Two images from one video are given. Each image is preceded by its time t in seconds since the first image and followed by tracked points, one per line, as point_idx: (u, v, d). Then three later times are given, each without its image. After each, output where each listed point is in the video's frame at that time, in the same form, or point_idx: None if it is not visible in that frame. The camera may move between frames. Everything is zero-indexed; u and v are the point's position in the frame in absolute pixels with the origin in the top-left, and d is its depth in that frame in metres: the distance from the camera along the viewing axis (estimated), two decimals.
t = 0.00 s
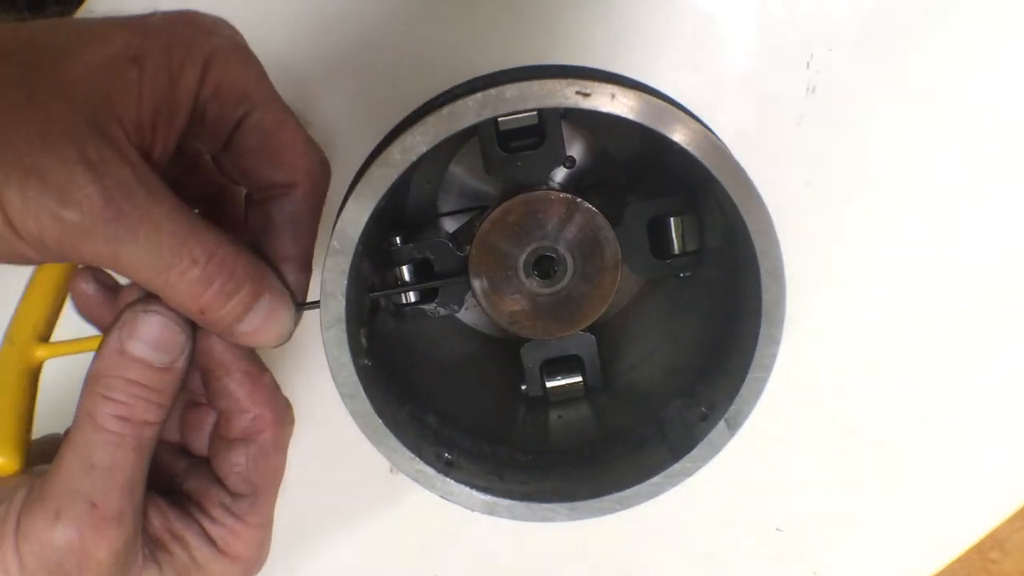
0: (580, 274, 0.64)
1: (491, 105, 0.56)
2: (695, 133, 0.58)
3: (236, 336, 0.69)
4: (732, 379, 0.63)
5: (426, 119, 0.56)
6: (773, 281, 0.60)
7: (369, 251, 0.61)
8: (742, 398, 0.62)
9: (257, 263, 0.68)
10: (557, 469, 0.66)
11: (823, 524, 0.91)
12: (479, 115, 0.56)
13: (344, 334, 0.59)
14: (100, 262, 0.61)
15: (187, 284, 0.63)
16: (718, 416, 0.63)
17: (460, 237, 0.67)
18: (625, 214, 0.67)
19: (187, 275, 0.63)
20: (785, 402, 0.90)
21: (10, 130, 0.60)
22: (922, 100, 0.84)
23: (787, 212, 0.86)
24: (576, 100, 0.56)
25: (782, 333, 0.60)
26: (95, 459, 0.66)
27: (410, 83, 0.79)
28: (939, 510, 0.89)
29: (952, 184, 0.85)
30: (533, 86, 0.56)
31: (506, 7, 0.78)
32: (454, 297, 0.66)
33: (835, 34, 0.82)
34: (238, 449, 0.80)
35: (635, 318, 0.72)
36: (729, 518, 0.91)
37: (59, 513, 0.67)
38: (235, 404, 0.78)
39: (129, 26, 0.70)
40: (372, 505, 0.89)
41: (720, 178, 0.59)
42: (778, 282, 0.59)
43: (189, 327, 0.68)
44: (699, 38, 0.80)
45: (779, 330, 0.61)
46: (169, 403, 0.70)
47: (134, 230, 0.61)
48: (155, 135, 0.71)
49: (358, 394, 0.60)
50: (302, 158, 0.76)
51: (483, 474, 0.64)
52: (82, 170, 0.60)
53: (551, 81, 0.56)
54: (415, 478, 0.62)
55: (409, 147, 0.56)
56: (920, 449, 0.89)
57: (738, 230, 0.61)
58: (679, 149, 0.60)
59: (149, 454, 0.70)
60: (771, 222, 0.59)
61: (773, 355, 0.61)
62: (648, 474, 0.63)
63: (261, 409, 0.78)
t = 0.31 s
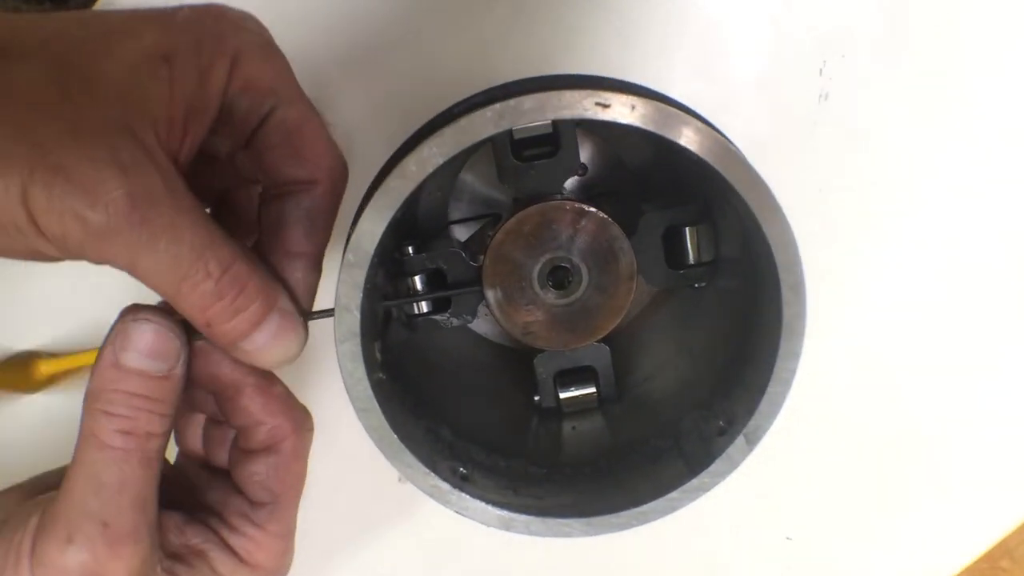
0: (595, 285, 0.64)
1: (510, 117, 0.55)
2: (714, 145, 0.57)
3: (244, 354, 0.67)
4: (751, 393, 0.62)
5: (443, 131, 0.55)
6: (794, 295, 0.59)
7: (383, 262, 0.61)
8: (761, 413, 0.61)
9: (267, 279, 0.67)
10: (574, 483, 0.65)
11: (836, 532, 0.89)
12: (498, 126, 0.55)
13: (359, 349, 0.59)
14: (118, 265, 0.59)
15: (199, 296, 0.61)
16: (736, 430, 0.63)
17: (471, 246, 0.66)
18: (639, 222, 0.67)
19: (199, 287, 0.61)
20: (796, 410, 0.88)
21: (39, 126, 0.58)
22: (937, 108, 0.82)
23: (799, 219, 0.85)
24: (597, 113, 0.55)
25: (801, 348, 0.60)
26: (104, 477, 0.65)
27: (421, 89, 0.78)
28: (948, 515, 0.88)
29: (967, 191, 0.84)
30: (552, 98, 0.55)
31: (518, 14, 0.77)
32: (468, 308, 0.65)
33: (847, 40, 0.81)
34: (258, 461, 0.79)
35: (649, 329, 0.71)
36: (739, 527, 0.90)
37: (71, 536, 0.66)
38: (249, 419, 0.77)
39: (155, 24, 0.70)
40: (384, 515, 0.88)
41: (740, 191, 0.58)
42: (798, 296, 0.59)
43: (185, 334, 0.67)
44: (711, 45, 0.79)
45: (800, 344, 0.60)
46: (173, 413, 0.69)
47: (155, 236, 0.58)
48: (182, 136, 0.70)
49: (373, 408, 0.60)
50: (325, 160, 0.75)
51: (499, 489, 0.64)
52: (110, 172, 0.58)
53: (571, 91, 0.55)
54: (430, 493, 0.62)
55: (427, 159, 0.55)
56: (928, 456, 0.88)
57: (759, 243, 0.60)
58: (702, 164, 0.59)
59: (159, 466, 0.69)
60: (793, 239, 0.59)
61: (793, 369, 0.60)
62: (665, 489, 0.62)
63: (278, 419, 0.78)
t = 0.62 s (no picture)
0: (598, 287, 0.63)
1: (512, 118, 0.54)
2: (721, 146, 0.56)
3: (247, 364, 0.66)
4: (757, 400, 0.61)
5: (444, 132, 0.54)
6: (801, 300, 0.58)
7: (383, 264, 0.60)
8: (767, 419, 0.60)
9: (275, 290, 0.66)
10: (577, 489, 0.64)
11: (838, 530, 0.88)
12: (500, 127, 0.54)
13: (359, 351, 0.58)
14: (127, 275, 0.58)
15: (206, 306, 0.61)
16: (741, 436, 0.62)
17: (471, 246, 0.66)
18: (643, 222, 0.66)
19: (207, 299, 0.61)
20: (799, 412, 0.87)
21: (42, 128, 0.56)
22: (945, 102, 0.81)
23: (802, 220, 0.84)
24: (602, 114, 0.54)
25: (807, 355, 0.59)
26: (103, 467, 0.64)
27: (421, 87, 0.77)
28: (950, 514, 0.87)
29: (972, 187, 0.83)
30: (556, 99, 0.54)
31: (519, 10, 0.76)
32: (468, 308, 0.65)
33: (852, 39, 0.79)
34: (262, 456, 0.78)
35: (653, 333, 0.70)
36: (743, 530, 0.89)
37: (70, 526, 0.65)
38: (249, 412, 0.77)
39: (161, 22, 0.66)
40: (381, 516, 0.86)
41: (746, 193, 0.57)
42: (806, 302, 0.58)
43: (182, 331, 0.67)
44: (714, 44, 0.78)
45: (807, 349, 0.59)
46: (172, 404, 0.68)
47: (165, 246, 0.57)
48: (193, 137, 0.67)
49: (374, 415, 0.59)
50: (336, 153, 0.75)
51: (500, 495, 0.63)
52: (119, 181, 0.56)
53: (575, 90, 0.54)
54: (431, 499, 0.60)
55: (428, 159, 0.54)
56: (930, 454, 0.87)
57: (767, 246, 0.59)
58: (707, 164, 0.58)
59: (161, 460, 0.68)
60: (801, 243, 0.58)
61: (801, 375, 0.59)
62: (670, 496, 0.61)
63: (279, 411, 0.77)
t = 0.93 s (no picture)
0: (608, 282, 0.62)
1: (523, 107, 0.53)
2: (736, 138, 0.55)
3: (236, 325, 0.66)
4: (771, 396, 0.60)
5: (454, 121, 0.53)
6: (816, 295, 0.58)
7: (389, 257, 0.59)
8: (780, 417, 0.59)
9: (250, 247, 0.66)
10: (586, 487, 0.63)
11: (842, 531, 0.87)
12: (510, 116, 0.53)
13: (365, 346, 0.57)
14: (103, 247, 0.62)
15: (188, 269, 0.62)
16: (753, 434, 0.61)
17: (476, 242, 0.65)
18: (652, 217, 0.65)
19: (190, 261, 0.62)
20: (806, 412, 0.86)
21: (34, 108, 0.61)
22: (951, 102, 0.80)
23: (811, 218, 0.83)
24: (614, 103, 0.53)
25: (823, 349, 0.58)
26: (106, 476, 0.65)
27: (426, 81, 0.75)
28: (958, 518, 0.86)
29: (980, 187, 0.82)
30: (568, 86, 0.53)
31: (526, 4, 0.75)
32: (474, 306, 0.64)
33: (861, 37, 0.79)
34: (256, 451, 0.78)
35: (660, 333, 0.70)
36: (748, 530, 0.88)
37: (65, 529, 0.64)
38: (244, 403, 0.78)
39: (167, 27, 0.72)
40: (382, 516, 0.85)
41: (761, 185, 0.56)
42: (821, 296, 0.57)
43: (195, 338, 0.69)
44: (722, 39, 0.77)
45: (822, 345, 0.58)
46: (183, 430, 0.70)
47: (143, 220, 0.60)
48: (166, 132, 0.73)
49: (380, 410, 0.58)
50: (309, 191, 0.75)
51: (507, 494, 0.62)
52: (99, 155, 0.60)
53: (588, 79, 0.53)
54: (436, 497, 0.60)
55: (436, 149, 0.53)
56: (937, 458, 0.86)
57: (780, 238, 0.58)
58: (721, 155, 0.57)
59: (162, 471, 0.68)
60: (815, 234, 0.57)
61: (814, 372, 0.59)
62: (680, 495, 0.60)
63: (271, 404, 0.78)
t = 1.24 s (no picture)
0: (613, 277, 0.61)
1: (529, 96, 0.52)
2: (750, 129, 0.54)
3: (235, 350, 0.65)
4: (782, 394, 0.59)
5: (457, 109, 0.52)
6: (830, 290, 0.56)
7: (390, 250, 0.58)
8: (791, 414, 0.58)
9: (266, 273, 0.65)
10: (591, 487, 0.62)
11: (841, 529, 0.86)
12: (516, 105, 0.52)
13: (365, 341, 0.56)
14: (116, 245, 0.58)
15: (197, 284, 0.60)
16: (764, 431, 0.60)
17: (478, 235, 0.65)
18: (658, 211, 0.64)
19: (199, 276, 0.60)
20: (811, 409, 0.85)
21: (38, 91, 0.56)
22: (959, 99, 0.79)
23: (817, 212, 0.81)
24: (625, 91, 0.52)
25: (836, 347, 0.57)
26: (79, 479, 0.64)
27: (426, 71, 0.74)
28: (958, 519, 0.85)
29: (984, 184, 0.81)
30: (575, 74, 0.51)
31: None
32: (477, 301, 0.63)
33: (869, 29, 0.77)
34: (238, 421, 0.77)
35: (667, 328, 0.69)
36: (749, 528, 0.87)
37: (27, 534, 0.63)
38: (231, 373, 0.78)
39: None
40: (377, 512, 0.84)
41: (778, 179, 0.55)
42: (835, 290, 0.56)
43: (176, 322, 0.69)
44: (728, 30, 0.75)
45: (835, 342, 0.57)
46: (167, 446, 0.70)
47: (159, 218, 0.57)
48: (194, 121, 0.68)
49: (380, 407, 0.57)
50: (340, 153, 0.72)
51: (511, 493, 0.61)
52: (117, 149, 0.56)
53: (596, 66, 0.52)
54: (438, 497, 0.59)
55: (439, 138, 0.52)
56: (938, 458, 0.85)
57: (793, 231, 0.57)
58: (733, 145, 0.56)
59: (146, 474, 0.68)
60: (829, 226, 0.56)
61: (826, 370, 0.57)
62: (688, 494, 0.59)
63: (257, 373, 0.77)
